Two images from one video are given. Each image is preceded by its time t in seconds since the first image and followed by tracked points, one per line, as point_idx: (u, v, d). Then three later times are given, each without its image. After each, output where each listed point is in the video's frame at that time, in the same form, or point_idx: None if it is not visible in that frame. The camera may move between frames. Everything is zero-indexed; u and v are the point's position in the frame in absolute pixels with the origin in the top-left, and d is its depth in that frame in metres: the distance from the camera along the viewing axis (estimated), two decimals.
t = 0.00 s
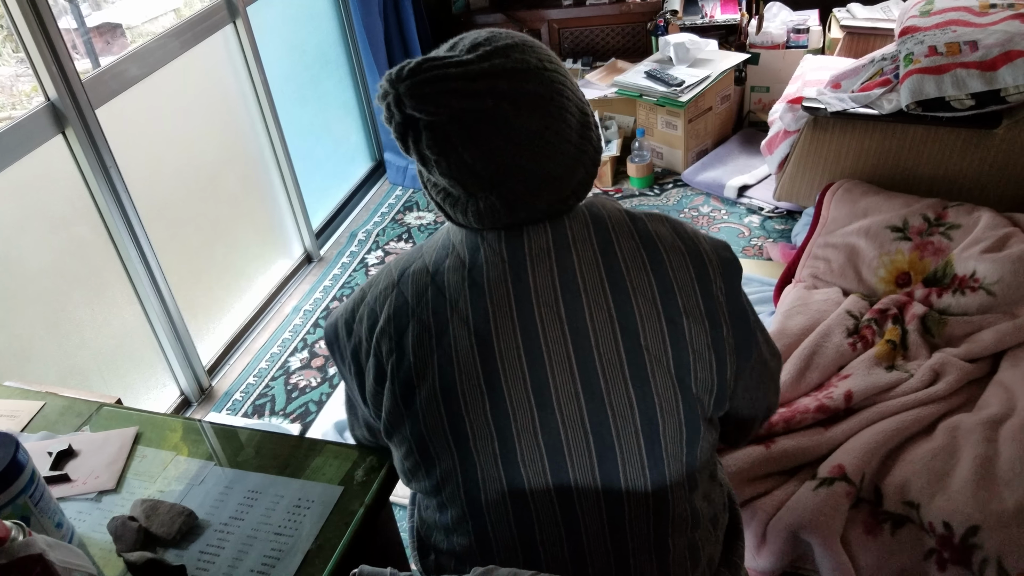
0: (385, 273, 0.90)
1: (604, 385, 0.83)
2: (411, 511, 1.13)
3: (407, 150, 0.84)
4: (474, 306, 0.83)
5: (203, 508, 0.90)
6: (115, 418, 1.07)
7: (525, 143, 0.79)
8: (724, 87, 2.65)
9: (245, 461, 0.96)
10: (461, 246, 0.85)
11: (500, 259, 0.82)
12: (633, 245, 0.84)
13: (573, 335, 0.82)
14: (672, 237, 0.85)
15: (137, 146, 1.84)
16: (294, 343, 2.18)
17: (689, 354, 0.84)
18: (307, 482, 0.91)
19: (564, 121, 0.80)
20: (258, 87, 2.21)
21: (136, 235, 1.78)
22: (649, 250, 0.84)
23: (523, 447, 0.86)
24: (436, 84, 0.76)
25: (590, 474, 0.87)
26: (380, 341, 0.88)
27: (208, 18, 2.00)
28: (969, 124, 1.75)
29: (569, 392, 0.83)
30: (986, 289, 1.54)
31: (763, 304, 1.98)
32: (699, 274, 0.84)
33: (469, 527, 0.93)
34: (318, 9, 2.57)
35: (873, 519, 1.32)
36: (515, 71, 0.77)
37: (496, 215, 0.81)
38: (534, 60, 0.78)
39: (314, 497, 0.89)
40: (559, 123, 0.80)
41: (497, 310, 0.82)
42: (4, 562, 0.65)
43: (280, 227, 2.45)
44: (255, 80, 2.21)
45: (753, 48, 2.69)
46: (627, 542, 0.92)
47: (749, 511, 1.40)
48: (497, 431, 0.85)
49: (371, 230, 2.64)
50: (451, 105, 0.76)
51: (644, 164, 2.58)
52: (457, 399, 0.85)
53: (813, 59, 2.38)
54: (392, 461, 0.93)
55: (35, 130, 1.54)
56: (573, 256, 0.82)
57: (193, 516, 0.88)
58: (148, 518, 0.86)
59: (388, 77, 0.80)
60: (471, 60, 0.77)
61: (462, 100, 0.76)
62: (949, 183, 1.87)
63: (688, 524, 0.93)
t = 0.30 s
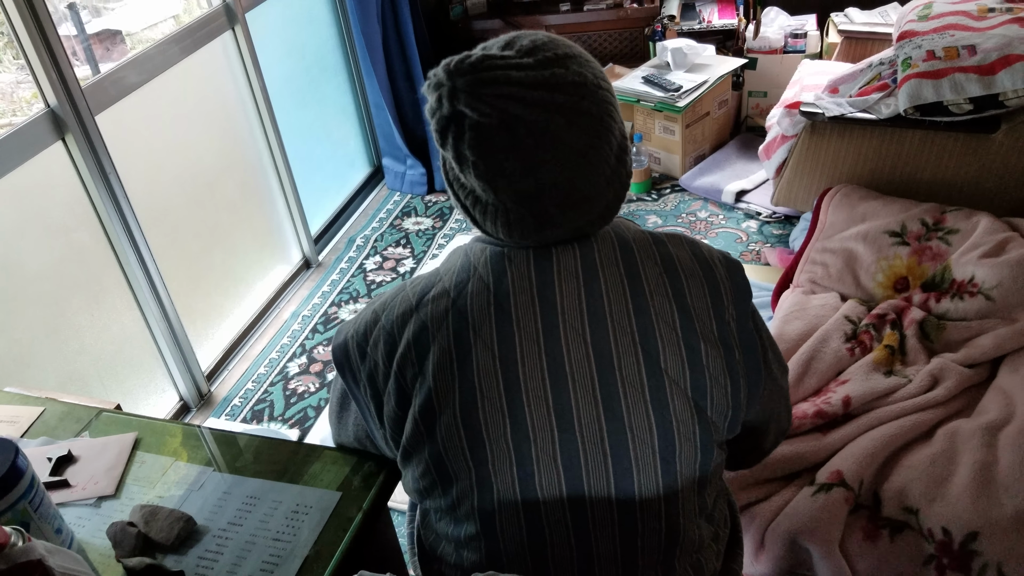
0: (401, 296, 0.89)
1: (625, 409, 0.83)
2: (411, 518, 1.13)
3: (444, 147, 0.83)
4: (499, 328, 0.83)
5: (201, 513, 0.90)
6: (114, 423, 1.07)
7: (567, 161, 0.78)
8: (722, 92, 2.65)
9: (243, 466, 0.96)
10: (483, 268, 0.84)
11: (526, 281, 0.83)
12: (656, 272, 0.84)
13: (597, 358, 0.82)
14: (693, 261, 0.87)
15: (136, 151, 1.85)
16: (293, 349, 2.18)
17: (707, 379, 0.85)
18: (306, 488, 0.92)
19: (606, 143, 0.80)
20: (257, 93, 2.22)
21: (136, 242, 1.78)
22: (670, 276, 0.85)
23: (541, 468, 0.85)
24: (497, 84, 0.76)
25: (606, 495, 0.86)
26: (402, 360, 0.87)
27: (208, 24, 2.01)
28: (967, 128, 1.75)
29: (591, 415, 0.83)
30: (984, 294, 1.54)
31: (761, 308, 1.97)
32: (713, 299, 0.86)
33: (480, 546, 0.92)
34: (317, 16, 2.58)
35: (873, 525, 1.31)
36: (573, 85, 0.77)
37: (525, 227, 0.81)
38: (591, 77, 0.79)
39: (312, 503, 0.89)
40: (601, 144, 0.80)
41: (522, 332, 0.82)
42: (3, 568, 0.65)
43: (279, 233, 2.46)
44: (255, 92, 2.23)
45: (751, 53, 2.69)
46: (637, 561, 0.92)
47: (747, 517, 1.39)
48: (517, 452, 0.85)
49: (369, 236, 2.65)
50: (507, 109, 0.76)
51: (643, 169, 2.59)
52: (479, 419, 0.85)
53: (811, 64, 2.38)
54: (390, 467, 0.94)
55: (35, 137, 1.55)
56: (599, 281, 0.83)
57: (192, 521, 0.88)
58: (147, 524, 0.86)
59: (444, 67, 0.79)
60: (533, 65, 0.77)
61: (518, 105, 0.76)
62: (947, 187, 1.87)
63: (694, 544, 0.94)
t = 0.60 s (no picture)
0: (391, 280, 0.90)
1: (603, 404, 0.83)
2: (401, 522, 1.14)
3: (416, 171, 0.82)
4: (473, 325, 0.83)
5: (191, 523, 0.90)
6: (103, 433, 1.06)
7: (540, 175, 0.77)
8: (713, 100, 2.66)
9: (234, 475, 0.96)
10: (459, 266, 0.85)
11: (499, 285, 0.82)
12: (631, 262, 0.85)
13: (572, 353, 0.83)
14: (664, 240, 0.88)
15: (126, 158, 1.84)
16: (284, 357, 2.18)
17: (684, 369, 0.86)
18: (297, 497, 0.91)
19: (581, 155, 0.79)
20: (246, 96, 2.21)
21: (126, 249, 1.78)
22: (645, 266, 0.86)
23: (522, 466, 0.85)
24: (457, 112, 0.74)
25: (588, 494, 0.86)
26: (381, 357, 0.88)
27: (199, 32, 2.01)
28: (956, 137, 1.77)
29: (569, 410, 0.83)
30: (974, 301, 1.55)
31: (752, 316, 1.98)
32: (687, 276, 0.88)
33: (466, 545, 0.91)
34: (309, 24, 2.59)
35: (864, 532, 1.30)
36: (537, 102, 0.75)
37: (503, 245, 0.79)
38: (558, 91, 0.77)
39: (303, 512, 0.89)
40: (575, 156, 0.78)
41: (496, 329, 0.82)
42: None
43: (269, 241, 2.45)
44: (244, 92, 2.21)
45: (742, 61, 2.69)
46: (625, 559, 0.91)
47: (739, 525, 1.39)
48: (496, 451, 0.85)
49: (361, 243, 2.65)
50: (469, 134, 0.74)
51: (634, 176, 2.61)
52: (457, 419, 0.84)
53: (802, 72, 2.39)
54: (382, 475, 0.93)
55: (25, 144, 1.54)
56: (573, 278, 0.82)
57: (181, 531, 0.87)
58: (136, 534, 0.86)
59: (406, 97, 0.77)
60: (494, 87, 0.75)
61: (482, 129, 0.74)
62: (938, 194, 1.88)
63: (684, 539, 0.93)
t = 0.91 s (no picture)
0: (371, 269, 0.90)
1: (584, 389, 0.83)
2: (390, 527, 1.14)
3: (399, 162, 0.82)
4: (453, 311, 0.83)
5: (180, 525, 0.89)
6: (92, 434, 1.05)
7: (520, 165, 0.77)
8: (704, 102, 2.66)
9: (223, 476, 0.95)
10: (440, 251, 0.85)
11: (479, 269, 0.82)
12: (611, 249, 0.85)
13: (552, 340, 0.83)
14: (645, 232, 0.88)
15: (117, 158, 1.84)
16: (274, 358, 2.17)
17: (667, 357, 0.85)
18: (287, 498, 0.91)
19: (560, 146, 0.79)
20: (236, 97, 2.20)
21: (115, 250, 1.77)
22: (626, 253, 0.85)
23: (504, 454, 0.85)
24: (438, 100, 0.74)
25: (571, 481, 0.86)
26: (362, 344, 0.87)
27: (188, 32, 2.00)
28: (946, 139, 1.77)
29: (550, 398, 0.83)
30: (963, 303, 1.55)
31: (743, 317, 1.99)
32: (669, 269, 0.87)
33: (450, 536, 0.91)
34: (300, 24, 2.58)
35: (853, 532, 1.30)
36: (517, 92, 0.76)
37: (485, 231, 0.79)
38: (535, 82, 0.77)
39: (293, 512, 0.89)
40: (554, 147, 0.79)
41: (476, 316, 0.82)
42: None
43: (259, 242, 2.45)
44: (233, 90, 2.19)
45: (732, 63, 2.69)
46: (610, 549, 0.91)
47: (729, 526, 1.38)
48: (478, 438, 0.85)
49: (351, 244, 2.64)
50: (450, 123, 0.74)
51: (625, 178, 2.61)
52: (438, 405, 0.84)
53: (792, 74, 2.40)
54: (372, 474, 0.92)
55: (14, 145, 1.54)
56: (554, 265, 0.82)
57: (171, 532, 0.87)
58: (125, 535, 0.86)
59: (387, 88, 0.77)
60: (474, 78, 0.75)
61: (462, 119, 0.74)
62: (928, 196, 1.89)
63: (670, 530, 0.92)
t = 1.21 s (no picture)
0: (375, 276, 0.89)
1: (595, 400, 0.83)
2: (389, 527, 1.13)
3: (415, 157, 0.82)
4: (466, 317, 0.82)
5: (178, 524, 0.89)
6: (90, 433, 1.05)
7: (540, 163, 0.79)
8: (703, 101, 2.66)
9: (222, 476, 0.95)
10: (453, 255, 0.85)
11: (495, 271, 0.82)
12: (628, 261, 0.84)
13: (566, 349, 0.82)
14: (665, 254, 0.86)
15: (115, 157, 1.84)
16: (272, 357, 2.17)
17: (680, 371, 0.85)
18: (285, 498, 0.90)
19: (577, 145, 0.81)
20: (235, 98, 2.20)
21: (112, 250, 1.77)
22: (642, 265, 0.84)
23: (513, 459, 0.85)
24: (462, 96, 0.75)
25: (578, 487, 0.87)
26: (368, 349, 0.86)
27: (186, 31, 2.00)
28: (945, 138, 1.77)
29: (561, 406, 0.83)
30: (962, 302, 1.55)
31: (742, 316, 1.99)
32: (688, 286, 0.86)
33: (455, 540, 0.91)
34: (298, 24, 2.58)
35: (852, 532, 1.30)
36: (539, 90, 0.77)
37: (503, 230, 0.80)
38: (556, 81, 0.79)
39: (292, 512, 0.89)
40: (573, 145, 0.80)
41: (490, 323, 0.82)
42: None
43: (258, 242, 2.45)
44: (232, 92, 2.20)
45: (731, 62, 2.69)
46: (613, 557, 0.91)
47: (728, 525, 1.38)
48: (488, 443, 0.85)
49: (350, 244, 2.64)
50: (474, 119, 0.75)
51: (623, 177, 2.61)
52: (448, 410, 0.84)
53: (791, 73, 2.40)
54: (370, 472, 0.92)
55: (11, 144, 1.53)
56: (569, 270, 0.82)
57: (170, 532, 0.87)
58: (123, 535, 0.86)
59: (409, 82, 0.77)
60: (496, 74, 0.76)
61: (486, 116, 0.75)
62: (927, 195, 1.89)
63: (672, 536, 0.93)
